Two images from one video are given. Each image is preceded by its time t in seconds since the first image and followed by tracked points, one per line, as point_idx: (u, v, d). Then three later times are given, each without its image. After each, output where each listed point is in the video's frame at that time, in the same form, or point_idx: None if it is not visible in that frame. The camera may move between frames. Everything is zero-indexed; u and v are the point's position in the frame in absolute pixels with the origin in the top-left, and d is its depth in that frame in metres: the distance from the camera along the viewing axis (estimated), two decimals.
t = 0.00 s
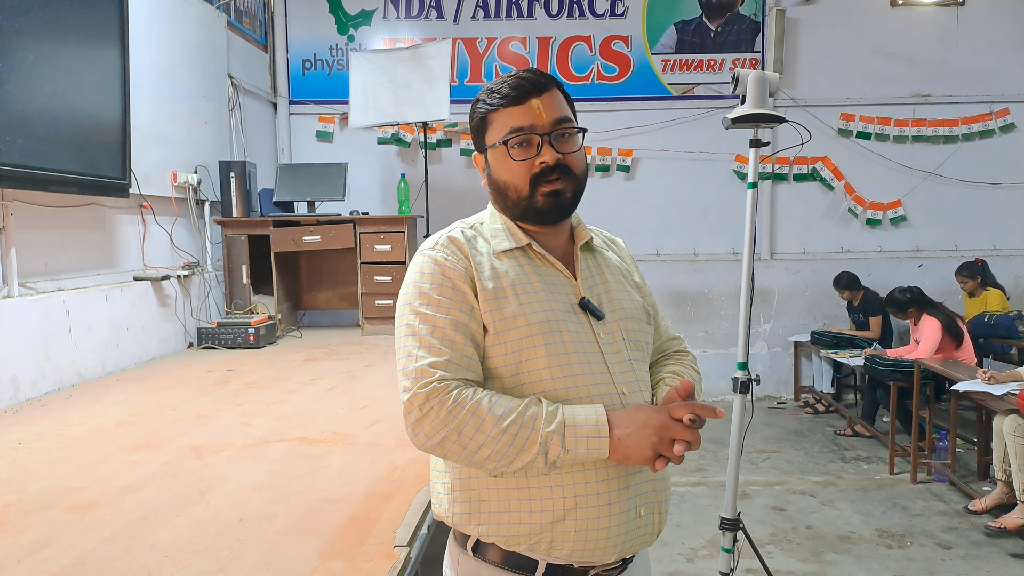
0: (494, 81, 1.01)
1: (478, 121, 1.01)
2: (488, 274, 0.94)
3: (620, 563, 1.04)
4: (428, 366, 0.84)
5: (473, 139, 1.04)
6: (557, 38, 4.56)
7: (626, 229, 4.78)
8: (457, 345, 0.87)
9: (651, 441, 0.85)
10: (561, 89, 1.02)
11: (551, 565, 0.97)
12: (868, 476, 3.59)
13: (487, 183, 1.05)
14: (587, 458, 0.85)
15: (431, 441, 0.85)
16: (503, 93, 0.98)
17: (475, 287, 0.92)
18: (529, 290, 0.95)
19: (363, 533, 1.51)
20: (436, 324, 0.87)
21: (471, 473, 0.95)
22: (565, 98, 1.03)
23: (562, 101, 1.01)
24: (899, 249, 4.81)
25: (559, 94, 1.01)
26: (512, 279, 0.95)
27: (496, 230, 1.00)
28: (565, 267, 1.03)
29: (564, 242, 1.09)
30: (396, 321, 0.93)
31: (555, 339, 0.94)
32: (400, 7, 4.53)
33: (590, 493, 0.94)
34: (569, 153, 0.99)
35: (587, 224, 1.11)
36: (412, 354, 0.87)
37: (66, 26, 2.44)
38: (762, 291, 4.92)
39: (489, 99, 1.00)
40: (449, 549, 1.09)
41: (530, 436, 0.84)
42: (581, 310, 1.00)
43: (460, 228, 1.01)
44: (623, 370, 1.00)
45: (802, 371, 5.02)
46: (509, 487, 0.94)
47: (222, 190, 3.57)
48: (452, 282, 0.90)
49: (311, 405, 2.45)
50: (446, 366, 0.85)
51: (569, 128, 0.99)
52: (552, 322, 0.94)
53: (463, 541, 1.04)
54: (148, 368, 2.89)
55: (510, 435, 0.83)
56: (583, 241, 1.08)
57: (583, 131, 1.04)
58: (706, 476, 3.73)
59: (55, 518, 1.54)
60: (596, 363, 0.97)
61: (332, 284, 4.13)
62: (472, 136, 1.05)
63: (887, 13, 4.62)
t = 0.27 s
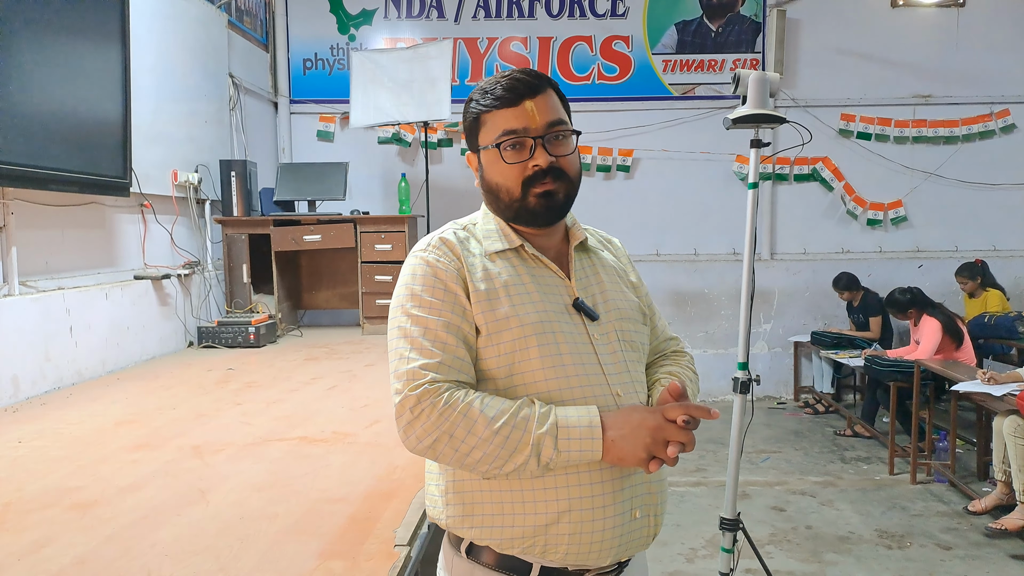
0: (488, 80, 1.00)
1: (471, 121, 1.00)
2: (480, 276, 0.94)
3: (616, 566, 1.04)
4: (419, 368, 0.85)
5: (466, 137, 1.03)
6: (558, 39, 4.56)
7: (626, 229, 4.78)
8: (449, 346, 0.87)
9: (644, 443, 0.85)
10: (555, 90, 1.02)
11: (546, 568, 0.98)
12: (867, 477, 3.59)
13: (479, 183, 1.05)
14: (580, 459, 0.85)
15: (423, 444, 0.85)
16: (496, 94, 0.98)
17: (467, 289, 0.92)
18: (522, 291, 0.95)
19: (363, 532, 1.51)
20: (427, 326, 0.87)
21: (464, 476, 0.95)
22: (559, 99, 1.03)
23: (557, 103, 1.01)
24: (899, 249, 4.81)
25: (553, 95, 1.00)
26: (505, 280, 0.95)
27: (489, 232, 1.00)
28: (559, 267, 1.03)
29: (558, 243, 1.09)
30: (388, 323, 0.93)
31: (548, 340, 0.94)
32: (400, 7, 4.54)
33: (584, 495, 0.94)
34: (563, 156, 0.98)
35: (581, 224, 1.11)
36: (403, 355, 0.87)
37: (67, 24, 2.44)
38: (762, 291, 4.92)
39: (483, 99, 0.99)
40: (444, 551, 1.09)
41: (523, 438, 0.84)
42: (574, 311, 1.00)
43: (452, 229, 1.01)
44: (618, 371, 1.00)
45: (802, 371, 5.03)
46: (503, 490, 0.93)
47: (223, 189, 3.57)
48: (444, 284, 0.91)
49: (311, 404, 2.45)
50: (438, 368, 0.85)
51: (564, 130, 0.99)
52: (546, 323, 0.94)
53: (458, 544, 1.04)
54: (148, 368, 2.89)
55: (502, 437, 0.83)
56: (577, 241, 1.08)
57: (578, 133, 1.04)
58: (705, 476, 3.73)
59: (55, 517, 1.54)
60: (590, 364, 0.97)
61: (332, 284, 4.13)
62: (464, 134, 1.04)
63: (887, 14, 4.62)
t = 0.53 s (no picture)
0: (483, 77, 1.01)
1: (465, 117, 1.01)
2: (473, 277, 0.94)
3: (610, 569, 1.03)
4: (410, 371, 0.85)
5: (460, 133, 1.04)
6: (559, 39, 4.56)
7: (627, 229, 4.78)
8: (440, 348, 0.87)
9: (637, 447, 0.85)
10: (550, 87, 1.03)
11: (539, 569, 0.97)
12: (868, 478, 3.59)
13: (474, 181, 1.05)
14: (571, 463, 0.85)
15: (414, 447, 0.85)
16: (491, 89, 0.98)
17: (460, 290, 0.92)
18: (515, 293, 0.95)
19: (364, 531, 1.51)
20: (418, 328, 0.87)
21: (457, 478, 0.95)
22: (554, 96, 1.03)
23: (552, 99, 1.01)
24: (900, 250, 4.81)
25: (548, 92, 1.01)
26: (498, 281, 0.95)
27: (483, 231, 1.00)
28: (554, 268, 1.03)
29: (553, 242, 1.09)
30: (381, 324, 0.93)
31: (541, 342, 0.94)
32: (402, 7, 4.54)
33: (576, 499, 0.94)
34: (557, 152, 0.99)
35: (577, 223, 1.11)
36: (395, 357, 0.87)
37: (69, 24, 2.45)
38: (763, 292, 4.92)
39: (477, 95, 1.00)
40: (437, 551, 1.09)
41: (514, 442, 0.84)
42: (568, 312, 1.00)
43: (446, 229, 1.01)
44: (612, 373, 1.00)
45: (802, 371, 5.02)
46: (495, 493, 0.94)
47: (224, 188, 3.58)
48: (436, 285, 0.90)
49: (311, 403, 2.45)
50: (428, 370, 0.85)
51: (558, 126, 0.99)
52: (539, 324, 0.94)
53: (451, 545, 1.04)
54: (149, 366, 2.89)
55: (492, 440, 0.83)
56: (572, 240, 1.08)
57: (573, 130, 1.04)
58: (706, 477, 3.73)
59: (56, 515, 1.54)
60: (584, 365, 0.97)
61: (332, 283, 4.13)
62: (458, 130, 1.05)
63: (889, 14, 4.62)
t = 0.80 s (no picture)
0: (475, 73, 1.01)
1: (457, 113, 1.01)
2: (464, 278, 0.93)
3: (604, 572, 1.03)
4: (401, 375, 0.84)
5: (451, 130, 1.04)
6: (559, 39, 4.56)
7: (628, 228, 4.78)
8: (432, 352, 0.87)
9: (632, 452, 0.85)
10: (543, 82, 1.03)
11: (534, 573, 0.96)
12: (868, 478, 3.59)
13: (466, 178, 1.04)
14: (566, 468, 0.85)
15: (407, 453, 0.84)
16: (484, 84, 0.98)
17: (451, 291, 0.92)
18: (508, 294, 0.95)
19: (365, 531, 1.51)
20: (410, 331, 0.87)
21: (450, 483, 0.95)
22: (547, 91, 1.04)
23: (544, 94, 1.01)
24: (900, 250, 4.81)
25: (541, 87, 1.01)
26: (490, 282, 0.94)
27: (473, 230, 1.00)
28: (546, 268, 1.02)
29: (545, 241, 1.08)
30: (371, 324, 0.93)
31: (534, 344, 0.93)
32: (402, 6, 4.54)
33: (571, 504, 0.94)
34: (551, 146, 0.99)
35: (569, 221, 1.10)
36: (387, 361, 0.87)
37: (70, 23, 2.45)
38: (763, 291, 4.92)
39: (470, 90, 1.00)
40: (427, 554, 1.07)
41: (508, 447, 0.84)
42: (561, 313, 1.00)
43: (436, 228, 1.00)
44: (605, 375, 1.00)
45: (802, 371, 5.02)
46: (489, 498, 0.93)
47: (224, 188, 3.57)
48: (427, 287, 0.90)
49: (311, 403, 2.45)
50: (420, 374, 0.84)
51: (552, 120, 1.00)
52: (532, 327, 0.94)
53: (443, 549, 1.02)
54: (149, 366, 2.89)
55: (486, 446, 0.83)
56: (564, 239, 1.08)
57: (566, 125, 1.04)
58: (706, 477, 3.73)
59: (56, 514, 1.54)
60: (577, 367, 0.97)
61: (332, 283, 4.13)
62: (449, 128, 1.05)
63: (888, 14, 4.62)
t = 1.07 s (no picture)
0: (472, 67, 0.98)
1: (453, 110, 0.98)
2: (460, 280, 0.92)
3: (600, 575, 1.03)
4: (400, 382, 0.83)
5: (444, 126, 1.01)
6: (560, 38, 4.56)
7: (629, 228, 4.77)
8: (430, 357, 0.85)
9: (639, 455, 0.86)
10: (540, 82, 1.02)
11: None
12: (871, 478, 3.57)
13: (458, 177, 1.03)
14: (572, 473, 0.85)
15: (407, 461, 0.83)
16: (483, 83, 0.96)
17: (447, 294, 0.91)
18: (504, 296, 0.94)
19: (365, 530, 1.51)
20: (406, 336, 0.85)
21: (447, 490, 0.93)
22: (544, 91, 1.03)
23: (543, 96, 1.00)
24: (904, 249, 4.78)
25: (539, 88, 1.00)
26: (486, 284, 0.94)
27: (464, 231, 0.99)
28: (540, 269, 1.03)
29: (536, 242, 1.08)
30: (361, 329, 0.90)
31: (531, 347, 0.93)
32: (403, 6, 4.54)
33: (574, 508, 0.94)
34: (550, 153, 0.99)
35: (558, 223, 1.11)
36: (383, 367, 0.85)
37: (71, 24, 2.46)
38: (765, 291, 4.90)
39: (468, 87, 0.97)
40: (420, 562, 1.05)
41: (513, 452, 0.84)
42: (556, 314, 1.00)
43: (427, 228, 0.98)
44: (601, 376, 1.01)
45: (805, 371, 5.00)
46: (488, 505, 0.92)
47: (225, 188, 3.58)
48: (422, 290, 0.88)
49: (311, 402, 2.46)
50: (419, 381, 0.83)
51: (550, 126, 0.99)
52: (530, 330, 0.94)
53: (439, 558, 1.01)
54: (151, 365, 2.90)
55: (490, 452, 0.82)
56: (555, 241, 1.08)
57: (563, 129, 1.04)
58: (707, 477, 3.72)
59: (58, 512, 1.55)
60: (574, 368, 0.97)
61: (333, 283, 4.13)
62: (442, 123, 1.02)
63: (892, 13, 4.60)
